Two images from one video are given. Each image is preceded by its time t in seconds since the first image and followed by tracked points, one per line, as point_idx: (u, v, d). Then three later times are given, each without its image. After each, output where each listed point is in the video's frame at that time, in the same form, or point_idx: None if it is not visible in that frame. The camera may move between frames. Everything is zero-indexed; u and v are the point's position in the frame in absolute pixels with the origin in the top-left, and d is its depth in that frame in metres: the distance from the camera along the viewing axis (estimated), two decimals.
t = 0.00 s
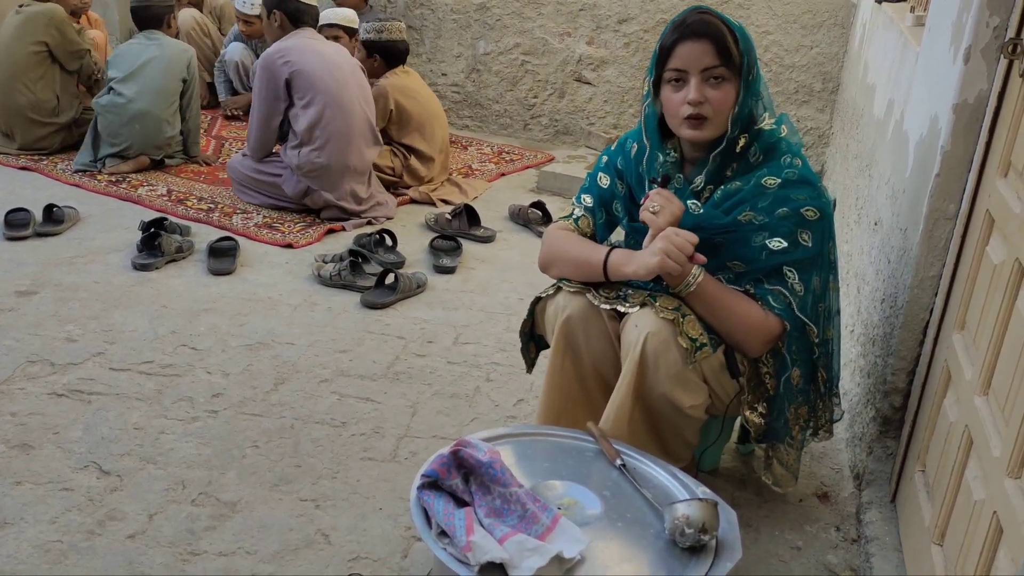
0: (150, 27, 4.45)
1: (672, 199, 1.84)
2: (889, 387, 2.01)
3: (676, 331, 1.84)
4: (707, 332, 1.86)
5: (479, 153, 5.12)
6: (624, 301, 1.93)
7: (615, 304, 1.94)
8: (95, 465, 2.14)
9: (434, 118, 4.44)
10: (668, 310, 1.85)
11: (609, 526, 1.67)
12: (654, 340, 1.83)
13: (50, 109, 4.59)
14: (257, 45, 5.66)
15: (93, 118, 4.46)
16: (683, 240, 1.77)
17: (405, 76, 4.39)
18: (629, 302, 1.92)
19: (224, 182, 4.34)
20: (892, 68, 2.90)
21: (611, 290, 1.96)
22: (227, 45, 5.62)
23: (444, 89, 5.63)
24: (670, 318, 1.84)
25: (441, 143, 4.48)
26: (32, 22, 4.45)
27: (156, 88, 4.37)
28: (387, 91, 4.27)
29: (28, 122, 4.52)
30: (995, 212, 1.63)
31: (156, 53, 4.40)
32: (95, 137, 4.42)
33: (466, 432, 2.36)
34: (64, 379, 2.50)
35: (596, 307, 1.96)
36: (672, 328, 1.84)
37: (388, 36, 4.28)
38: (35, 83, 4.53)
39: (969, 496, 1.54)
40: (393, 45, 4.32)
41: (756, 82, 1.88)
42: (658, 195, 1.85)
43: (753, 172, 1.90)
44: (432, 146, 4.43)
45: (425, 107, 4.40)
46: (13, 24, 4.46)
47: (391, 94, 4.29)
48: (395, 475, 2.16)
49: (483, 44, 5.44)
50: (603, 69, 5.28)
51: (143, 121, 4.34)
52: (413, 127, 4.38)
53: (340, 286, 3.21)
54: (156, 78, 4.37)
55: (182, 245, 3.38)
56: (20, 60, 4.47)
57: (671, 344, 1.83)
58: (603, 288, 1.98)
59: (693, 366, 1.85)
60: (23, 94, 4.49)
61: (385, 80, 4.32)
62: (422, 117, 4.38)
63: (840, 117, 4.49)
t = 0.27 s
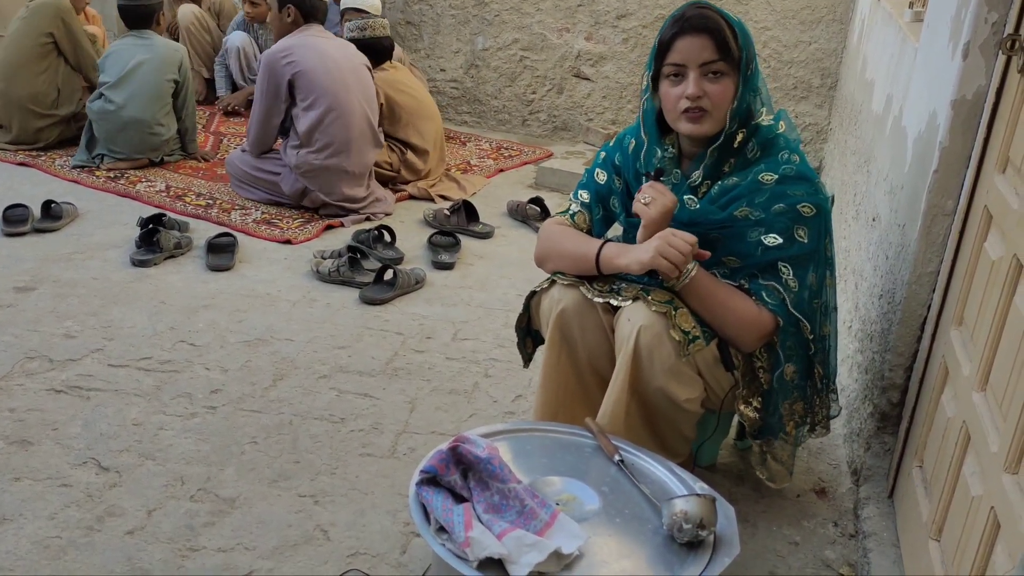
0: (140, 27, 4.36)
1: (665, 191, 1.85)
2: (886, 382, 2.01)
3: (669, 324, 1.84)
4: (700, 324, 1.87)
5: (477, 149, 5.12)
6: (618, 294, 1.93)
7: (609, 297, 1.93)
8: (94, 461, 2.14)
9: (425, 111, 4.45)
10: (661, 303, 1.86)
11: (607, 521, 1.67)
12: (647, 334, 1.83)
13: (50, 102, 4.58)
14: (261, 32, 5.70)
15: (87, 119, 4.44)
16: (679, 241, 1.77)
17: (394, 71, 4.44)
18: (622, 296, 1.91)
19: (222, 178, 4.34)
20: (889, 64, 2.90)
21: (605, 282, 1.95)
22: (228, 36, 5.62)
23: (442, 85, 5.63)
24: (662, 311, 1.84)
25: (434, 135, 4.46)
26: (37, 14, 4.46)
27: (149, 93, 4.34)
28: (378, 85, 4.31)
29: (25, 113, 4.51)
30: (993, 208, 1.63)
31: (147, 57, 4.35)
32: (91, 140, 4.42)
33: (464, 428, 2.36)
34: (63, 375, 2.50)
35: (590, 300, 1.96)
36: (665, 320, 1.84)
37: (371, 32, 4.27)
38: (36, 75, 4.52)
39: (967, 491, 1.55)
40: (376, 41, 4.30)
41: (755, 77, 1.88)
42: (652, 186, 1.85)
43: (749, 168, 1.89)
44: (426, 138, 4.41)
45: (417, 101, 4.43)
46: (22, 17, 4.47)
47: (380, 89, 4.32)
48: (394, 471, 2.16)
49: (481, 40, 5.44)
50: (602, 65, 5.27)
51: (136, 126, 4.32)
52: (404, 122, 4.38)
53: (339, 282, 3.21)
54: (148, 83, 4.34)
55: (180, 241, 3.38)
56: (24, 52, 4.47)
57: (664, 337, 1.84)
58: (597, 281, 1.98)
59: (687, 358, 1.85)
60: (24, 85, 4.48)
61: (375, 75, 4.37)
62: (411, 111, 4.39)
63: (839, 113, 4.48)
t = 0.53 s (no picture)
0: (132, 27, 4.37)
1: (663, 178, 1.83)
2: (886, 378, 2.01)
3: (656, 316, 1.84)
4: (689, 317, 1.87)
5: (476, 146, 5.11)
6: (607, 285, 1.93)
7: (598, 287, 1.94)
8: (93, 457, 2.14)
9: (429, 107, 4.46)
10: (648, 295, 1.86)
11: (607, 517, 1.67)
12: (636, 326, 1.84)
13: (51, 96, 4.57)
14: (261, 19, 5.70)
15: (83, 123, 4.41)
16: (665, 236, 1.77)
17: (400, 68, 4.41)
18: (610, 287, 1.92)
19: (221, 174, 4.34)
20: (889, 60, 2.90)
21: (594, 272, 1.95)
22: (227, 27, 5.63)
23: (441, 81, 5.62)
24: (649, 304, 1.85)
25: (437, 133, 4.47)
26: (41, 8, 4.47)
27: (145, 95, 4.31)
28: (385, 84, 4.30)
29: (26, 108, 4.50)
30: (993, 204, 1.63)
31: (140, 58, 4.32)
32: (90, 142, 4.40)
33: (464, 424, 2.36)
34: (62, 371, 2.50)
35: (580, 289, 1.96)
36: (652, 313, 1.84)
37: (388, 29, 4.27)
38: (39, 69, 4.52)
39: (967, 487, 1.55)
40: (392, 38, 4.30)
41: (755, 74, 1.87)
42: (650, 173, 1.84)
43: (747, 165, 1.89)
44: (430, 135, 4.43)
45: (423, 99, 4.43)
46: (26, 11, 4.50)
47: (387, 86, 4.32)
48: (394, 468, 2.16)
49: (481, 36, 5.43)
50: (601, 61, 5.26)
51: (135, 130, 4.30)
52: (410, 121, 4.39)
53: (338, 279, 3.21)
54: (143, 84, 4.31)
55: (180, 237, 3.37)
56: (26, 45, 4.47)
57: (653, 329, 1.84)
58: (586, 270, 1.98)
59: (675, 350, 1.85)
60: (27, 79, 4.48)
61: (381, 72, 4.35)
62: (417, 108, 4.39)
63: (838, 109, 4.48)
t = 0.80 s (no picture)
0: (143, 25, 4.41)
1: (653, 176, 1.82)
2: (885, 376, 2.01)
3: (649, 313, 1.84)
4: (682, 312, 1.86)
5: (476, 144, 5.11)
6: (599, 282, 1.93)
7: (591, 282, 1.94)
8: (93, 456, 2.14)
9: (436, 108, 4.46)
10: (641, 291, 1.86)
11: (606, 515, 1.67)
12: (630, 323, 1.85)
13: (49, 98, 4.56)
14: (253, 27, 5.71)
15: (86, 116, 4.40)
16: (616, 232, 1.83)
17: (409, 68, 4.41)
18: (604, 283, 1.92)
19: (220, 172, 4.34)
20: (888, 58, 2.90)
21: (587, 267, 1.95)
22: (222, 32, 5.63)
23: (441, 79, 5.62)
24: (640, 300, 1.85)
25: (443, 134, 4.49)
26: (36, 10, 4.46)
27: (156, 88, 4.35)
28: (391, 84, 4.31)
29: (25, 109, 4.50)
30: (992, 203, 1.63)
31: (152, 53, 4.37)
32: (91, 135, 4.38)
33: (464, 423, 2.36)
34: (62, 370, 2.50)
35: (573, 285, 1.97)
36: (645, 310, 1.85)
37: (396, 28, 4.26)
38: (35, 70, 4.51)
39: (965, 485, 1.55)
40: (400, 36, 4.28)
41: (759, 74, 1.86)
42: (641, 172, 1.83)
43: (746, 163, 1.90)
44: (432, 136, 4.43)
45: (429, 101, 4.43)
46: (22, 11, 4.48)
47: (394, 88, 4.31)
48: (394, 466, 2.16)
49: (480, 34, 5.43)
50: (601, 59, 5.26)
51: (142, 122, 4.31)
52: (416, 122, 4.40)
53: (338, 277, 3.21)
54: (155, 78, 4.35)
55: (179, 236, 3.37)
56: (22, 46, 4.47)
57: (647, 326, 1.84)
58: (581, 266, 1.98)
59: (669, 346, 1.85)
60: (24, 80, 4.48)
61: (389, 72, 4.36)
62: (422, 109, 4.39)
63: (838, 107, 4.48)
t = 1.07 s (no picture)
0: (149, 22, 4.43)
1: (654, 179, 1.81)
2: (885, 375, 2.01)
3: (653, 314, 1.84)
4: (686, 313, 1.86)
5: (475, 143, 5.11)
6: (603, 283, 1.92)
7: (595, 283, 1.93)
8: (93, 456, 2.14)
9: (431, 107, 4.45)
10: (644, 292, 1.86)
11: (606, 513, 1.67)
12: (633, 325, 1.84)
13: (48, 101, 4.57)
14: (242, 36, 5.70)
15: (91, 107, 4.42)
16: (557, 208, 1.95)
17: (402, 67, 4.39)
18: (607, 284, 1.91)
19: (220, 171, 4.34)
20: (889, 58, 2.90)
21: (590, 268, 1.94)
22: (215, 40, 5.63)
23: (440, 79, 5.62)
24: (645, 301, 1.85)
25: (439, 133, 4.48)
26: (26, 14, 4.43)
27: (160, 81, 4.36)
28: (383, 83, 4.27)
29: (26, 113, 4.51)
30: (992, 202, 1.63)
31: (157, 47, 4.38)
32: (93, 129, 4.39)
33: (464, 422, 2.36)
34: (62, 369, 2.50)
35: (575, 286, 1.96)
36: (648, 311, 1.84)
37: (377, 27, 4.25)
38: (30, 73, 4.50)
39: (965, 485, 1.55)
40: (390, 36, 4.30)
41: (766, 76, 1.86)
42: (641, 174, 1.82)
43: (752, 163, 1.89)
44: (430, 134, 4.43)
45: (423, 100, 4.40)
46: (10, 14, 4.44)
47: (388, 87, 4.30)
48: (394, 466, 2.16)
49: (480, 34, 5.43)
50: (600, 58, 5.26)
51: (144, 116, 4.32)
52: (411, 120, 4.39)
53: (338, 277, 3.21)
54: (159, 71, 4.35)
55: (179, 235, 3.37)
56: (14, 51, 4.44)
57: (650, 327, 1.84)
58: (581, 265, 1.97)
59: (672, 348, 1.85)
60: (19, 85, 4.45)
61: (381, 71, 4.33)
62: (418, 107, 4.37)
63: (838, 107, 4.48)
